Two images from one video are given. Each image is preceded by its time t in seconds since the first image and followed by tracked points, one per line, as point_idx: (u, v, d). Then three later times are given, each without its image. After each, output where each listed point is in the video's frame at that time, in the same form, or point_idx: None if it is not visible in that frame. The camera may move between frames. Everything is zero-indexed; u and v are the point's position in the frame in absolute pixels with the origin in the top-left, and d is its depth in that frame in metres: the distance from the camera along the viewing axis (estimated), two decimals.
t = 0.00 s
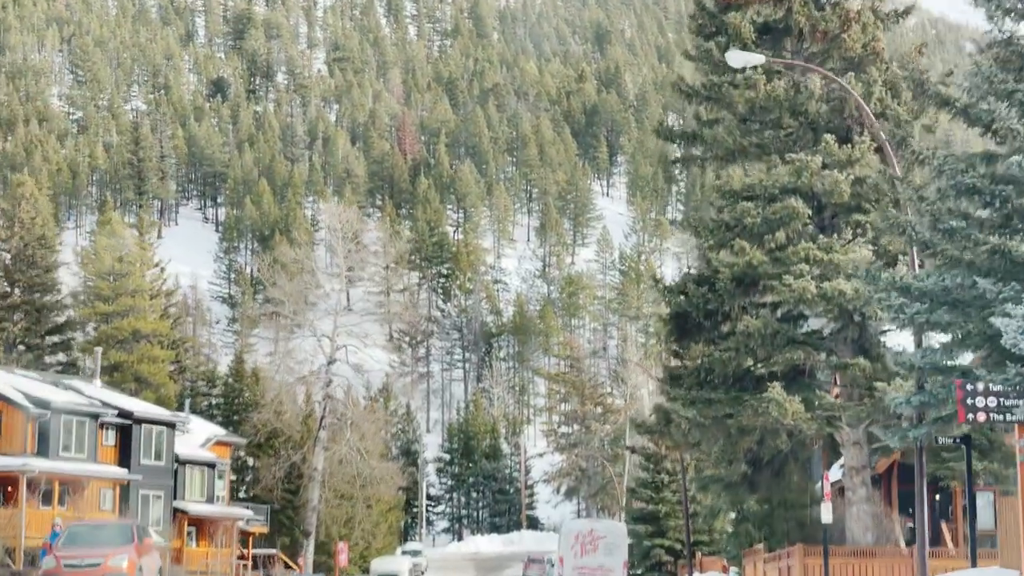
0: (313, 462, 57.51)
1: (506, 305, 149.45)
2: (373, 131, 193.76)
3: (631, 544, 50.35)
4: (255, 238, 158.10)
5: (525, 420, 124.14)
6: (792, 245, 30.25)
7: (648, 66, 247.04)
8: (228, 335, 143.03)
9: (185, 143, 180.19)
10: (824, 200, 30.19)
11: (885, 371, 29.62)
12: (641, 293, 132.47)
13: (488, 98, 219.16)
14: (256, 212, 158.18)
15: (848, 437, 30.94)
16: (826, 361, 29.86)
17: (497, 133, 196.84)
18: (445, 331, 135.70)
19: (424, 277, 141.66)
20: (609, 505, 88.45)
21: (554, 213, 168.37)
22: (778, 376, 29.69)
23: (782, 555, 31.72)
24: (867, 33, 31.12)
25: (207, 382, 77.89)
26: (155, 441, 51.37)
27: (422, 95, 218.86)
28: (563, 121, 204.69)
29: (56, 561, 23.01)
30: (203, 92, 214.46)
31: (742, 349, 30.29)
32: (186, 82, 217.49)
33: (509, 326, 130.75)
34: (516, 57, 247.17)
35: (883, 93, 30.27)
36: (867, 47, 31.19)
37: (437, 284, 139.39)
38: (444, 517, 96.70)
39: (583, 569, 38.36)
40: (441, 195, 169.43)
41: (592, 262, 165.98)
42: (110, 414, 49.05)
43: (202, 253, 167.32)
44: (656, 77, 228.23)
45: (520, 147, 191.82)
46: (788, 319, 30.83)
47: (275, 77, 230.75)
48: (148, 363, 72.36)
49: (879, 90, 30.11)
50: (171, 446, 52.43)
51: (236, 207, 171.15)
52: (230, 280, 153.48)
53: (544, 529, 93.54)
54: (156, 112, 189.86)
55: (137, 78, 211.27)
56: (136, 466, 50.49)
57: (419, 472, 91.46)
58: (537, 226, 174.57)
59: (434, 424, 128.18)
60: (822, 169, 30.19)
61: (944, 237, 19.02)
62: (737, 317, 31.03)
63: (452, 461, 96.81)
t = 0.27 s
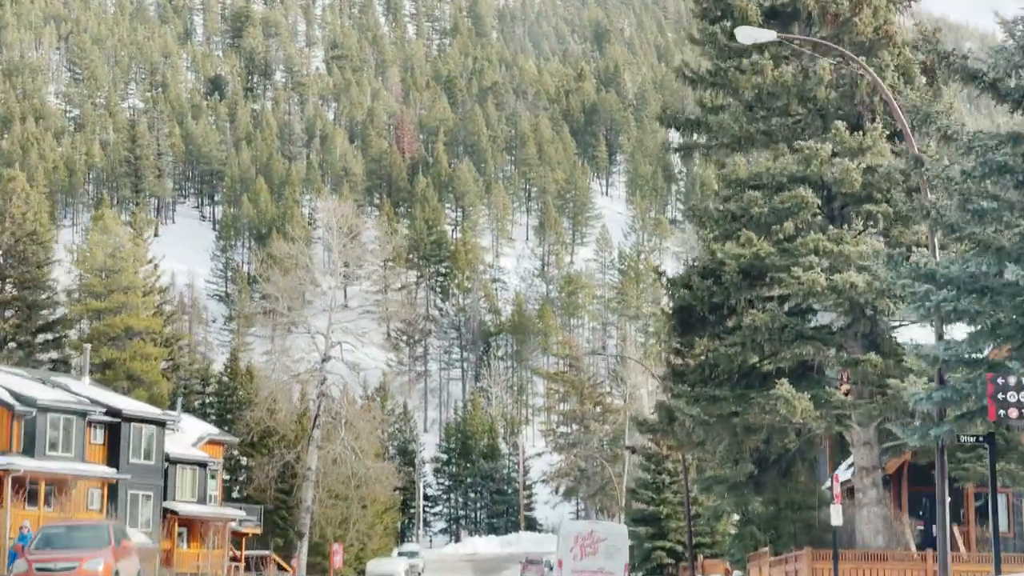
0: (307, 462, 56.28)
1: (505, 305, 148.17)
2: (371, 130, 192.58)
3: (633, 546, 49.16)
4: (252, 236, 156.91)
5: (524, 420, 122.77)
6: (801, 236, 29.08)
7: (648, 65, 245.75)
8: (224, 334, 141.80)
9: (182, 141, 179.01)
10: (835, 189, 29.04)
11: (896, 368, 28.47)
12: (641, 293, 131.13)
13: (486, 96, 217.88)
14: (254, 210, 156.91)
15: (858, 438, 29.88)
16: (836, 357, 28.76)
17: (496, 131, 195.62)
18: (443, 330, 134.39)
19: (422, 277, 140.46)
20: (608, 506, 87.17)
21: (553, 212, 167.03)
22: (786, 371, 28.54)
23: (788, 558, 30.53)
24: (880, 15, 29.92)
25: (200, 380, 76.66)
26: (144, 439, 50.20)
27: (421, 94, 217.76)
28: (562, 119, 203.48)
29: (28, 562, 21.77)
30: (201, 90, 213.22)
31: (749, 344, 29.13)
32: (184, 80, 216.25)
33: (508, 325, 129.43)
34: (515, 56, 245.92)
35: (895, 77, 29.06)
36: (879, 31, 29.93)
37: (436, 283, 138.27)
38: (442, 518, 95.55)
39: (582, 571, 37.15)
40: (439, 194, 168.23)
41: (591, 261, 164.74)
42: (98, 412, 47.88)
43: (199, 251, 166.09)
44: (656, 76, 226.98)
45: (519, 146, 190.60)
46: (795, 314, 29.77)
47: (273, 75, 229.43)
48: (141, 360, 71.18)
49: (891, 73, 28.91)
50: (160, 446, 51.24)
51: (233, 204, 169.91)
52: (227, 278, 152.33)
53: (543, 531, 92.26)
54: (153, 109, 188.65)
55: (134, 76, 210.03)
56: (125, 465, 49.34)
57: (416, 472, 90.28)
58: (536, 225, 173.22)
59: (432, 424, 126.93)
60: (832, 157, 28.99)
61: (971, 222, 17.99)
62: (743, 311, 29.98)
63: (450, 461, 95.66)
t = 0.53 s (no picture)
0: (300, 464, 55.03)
1: (505, 306, 146.94)
2: (370, 130, 191.50)
3: (635, 550, 47.95)
4: (249, 236, 155.76)
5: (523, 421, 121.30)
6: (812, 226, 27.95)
7: (648, 66, 244.57)
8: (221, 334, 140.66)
9: (179, 140, 177.91)
10: (848, 180, 27.97)
11: (911, 365, 27.34)
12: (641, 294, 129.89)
13: (486, 96, 216.71)
14: (251, 209, 155.75)
15: (871, 438, 28.79)
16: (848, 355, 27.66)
17: (495, 131, 194.45)
18: (442, 331, 133.09)
19: (421, 277, 139.32)
20: (609, 508, 85.88)
21: (553, 212, 165.67)
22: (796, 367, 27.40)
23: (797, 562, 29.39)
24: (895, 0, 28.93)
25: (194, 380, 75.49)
26: (135, 437, 49.05)
27: (420, 94, 216.62)
28: (562, 120, 202.34)
29: None
30: (199, 89, 212.11)
31: (757, 339, 28.00)
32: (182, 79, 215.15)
33: (507, 326, 128.09)
34: (515, 56, 244.81)
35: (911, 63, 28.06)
36: (894, 15, 28.94)
37: (434, 284, 137.17)
38: (440, 520, 94.39)
39: None
40: (438, 193, 167.08)
41: (590, 261, 163.56)
42: (87, 411, 46.77)
43: (196, 251, 164.89)
44: (656, 76, 225.83)
45: (519, 146, 189.40)
46: (805, 309, 28.70)
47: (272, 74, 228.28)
48: (133, 360, 70.07)
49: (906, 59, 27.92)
50: (151, 445, 50.07)
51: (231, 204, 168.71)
52: (225, 278, 151.09)
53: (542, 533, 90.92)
54: (151, 108, 187.55)
55: (132, 74, 208.91)
56: (114, 465, 48.20)
57: (413, 473, 89.12)
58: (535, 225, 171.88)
59: (430, 425, 125.61)
60: (845, 145, 27.84)
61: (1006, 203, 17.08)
62: (751, 305, 28.91)
63: (449, 463, 94.49)
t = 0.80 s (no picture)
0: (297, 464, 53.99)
1: (505, 306, 145.60)
2: (368, 129, 190.34)
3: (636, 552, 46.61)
4: (247, 236, 154.53)
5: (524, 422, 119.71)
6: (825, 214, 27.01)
7: (648, 64, 243.29)
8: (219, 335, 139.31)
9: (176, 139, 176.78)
10: (861, 166, 26.99)
11: (928, 360, 26.17)
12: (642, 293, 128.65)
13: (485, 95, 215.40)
14: (249, 208, 154.51)
15: (885, 436, 27.57)
16: (860, 348, 26.54)
17: (495, 130, 193.14)
18: (441, 331, 131.78)
19: (420, 277, 138.18)
20: (610, 509, 84.57)
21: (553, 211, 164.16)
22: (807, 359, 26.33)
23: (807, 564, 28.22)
24: None
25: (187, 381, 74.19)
26: (124, 438, 47.85)
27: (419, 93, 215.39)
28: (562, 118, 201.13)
29: None
30: (197, 89, 210.92)
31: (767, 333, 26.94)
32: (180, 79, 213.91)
33: (506, 326, 126.71)
34: (514, 55, 243.54)
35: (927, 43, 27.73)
36: None
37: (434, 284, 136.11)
38: (439, 522, 93.46)
39: None
40: (437, 192, 165.87)
41: (591, 261, 162.27)
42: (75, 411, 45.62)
43: (193, 252, 163.40)
44: (656, 75, 224.57)
45: (519, 145, 188.15)
46: (816, 302, 27.58)
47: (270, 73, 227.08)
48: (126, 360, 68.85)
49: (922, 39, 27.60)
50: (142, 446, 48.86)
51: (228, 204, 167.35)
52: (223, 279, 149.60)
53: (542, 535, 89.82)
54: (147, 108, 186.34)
55: (129, 74, 207.71)
56: (103, 466, 46.97)
57: (412, 475, 88.15)
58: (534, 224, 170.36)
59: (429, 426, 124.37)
60: (858, 130, 27.00)
61: None
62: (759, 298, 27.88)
63: (448, 464, 93.40)
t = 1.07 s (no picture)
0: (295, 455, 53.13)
1: (505, 299, 144.30)
2: (367, 122, 189.05)
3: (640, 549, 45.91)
4: (245, 229, 153.35)
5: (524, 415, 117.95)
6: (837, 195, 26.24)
7: (649, 57, 241.72)
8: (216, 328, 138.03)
9: (174, 131, 175.60)
10: (875, 146, 26.35)
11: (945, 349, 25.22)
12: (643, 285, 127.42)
13: (484, 87, 213.95)
14: (246, 201, 153.35)
15: (900, 428, 26.59)
16: (874, 335, 25.61)
17: (495, 122, 191.85)
18: (440, 324, 130.55)
19: (419, 269, 137.09)
20: (610, 504, 83.40)
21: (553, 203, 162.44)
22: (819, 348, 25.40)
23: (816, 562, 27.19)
24: None
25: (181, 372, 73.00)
26: (116, 430, 46.78)
27: (418, 85, 214.04)
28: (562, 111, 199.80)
29: None
30: (195, 80, 209.55)
31: (777, 320, 26.08)
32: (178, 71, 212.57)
33: (505, 319, 125.01)
34: (514, 47, 241.90)
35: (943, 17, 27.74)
36: None
37: (433, 276, 135.03)
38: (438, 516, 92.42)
39: None
40: (436, 184, 164.62)
41: (590, 253, 160.99)
42: (65, 403, 44.60)
43: (191, 244, 161.87)
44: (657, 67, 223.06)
45: (519, 137, 186.84)
46: (828, 287, 26.65)
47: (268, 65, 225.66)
48: (120, 351, 67.82)
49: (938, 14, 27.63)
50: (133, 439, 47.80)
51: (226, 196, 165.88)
52: (220, 271, 148.20)
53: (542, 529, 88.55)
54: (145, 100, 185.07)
55: (127, 66, 206.42)
56: (93, 460, 45.91)
57: (409, 468, 87.02)
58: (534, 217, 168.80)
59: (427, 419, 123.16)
60: (872, 108, 26.33)
61: None
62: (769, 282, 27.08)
63: (447, 457, 92.32)
